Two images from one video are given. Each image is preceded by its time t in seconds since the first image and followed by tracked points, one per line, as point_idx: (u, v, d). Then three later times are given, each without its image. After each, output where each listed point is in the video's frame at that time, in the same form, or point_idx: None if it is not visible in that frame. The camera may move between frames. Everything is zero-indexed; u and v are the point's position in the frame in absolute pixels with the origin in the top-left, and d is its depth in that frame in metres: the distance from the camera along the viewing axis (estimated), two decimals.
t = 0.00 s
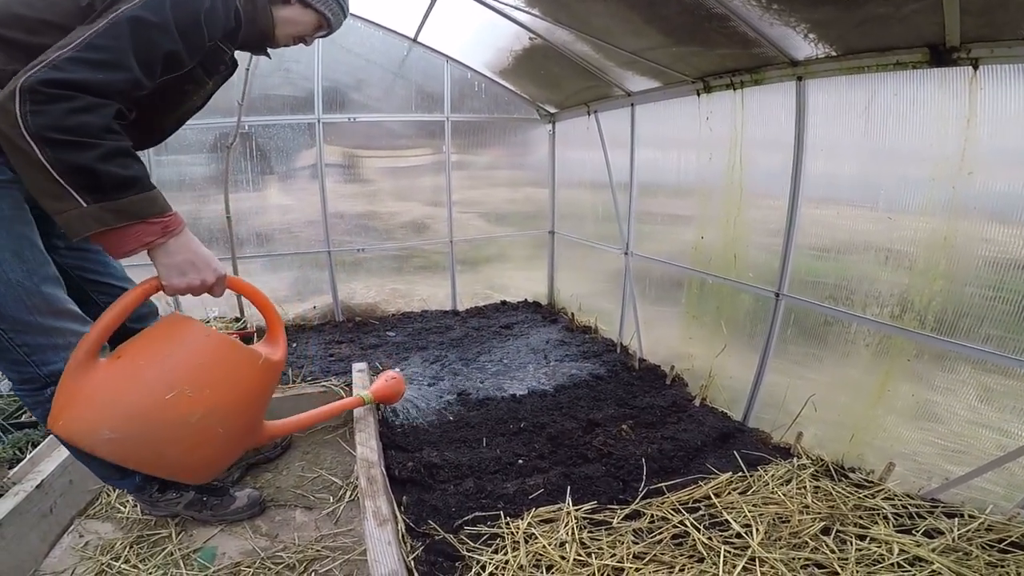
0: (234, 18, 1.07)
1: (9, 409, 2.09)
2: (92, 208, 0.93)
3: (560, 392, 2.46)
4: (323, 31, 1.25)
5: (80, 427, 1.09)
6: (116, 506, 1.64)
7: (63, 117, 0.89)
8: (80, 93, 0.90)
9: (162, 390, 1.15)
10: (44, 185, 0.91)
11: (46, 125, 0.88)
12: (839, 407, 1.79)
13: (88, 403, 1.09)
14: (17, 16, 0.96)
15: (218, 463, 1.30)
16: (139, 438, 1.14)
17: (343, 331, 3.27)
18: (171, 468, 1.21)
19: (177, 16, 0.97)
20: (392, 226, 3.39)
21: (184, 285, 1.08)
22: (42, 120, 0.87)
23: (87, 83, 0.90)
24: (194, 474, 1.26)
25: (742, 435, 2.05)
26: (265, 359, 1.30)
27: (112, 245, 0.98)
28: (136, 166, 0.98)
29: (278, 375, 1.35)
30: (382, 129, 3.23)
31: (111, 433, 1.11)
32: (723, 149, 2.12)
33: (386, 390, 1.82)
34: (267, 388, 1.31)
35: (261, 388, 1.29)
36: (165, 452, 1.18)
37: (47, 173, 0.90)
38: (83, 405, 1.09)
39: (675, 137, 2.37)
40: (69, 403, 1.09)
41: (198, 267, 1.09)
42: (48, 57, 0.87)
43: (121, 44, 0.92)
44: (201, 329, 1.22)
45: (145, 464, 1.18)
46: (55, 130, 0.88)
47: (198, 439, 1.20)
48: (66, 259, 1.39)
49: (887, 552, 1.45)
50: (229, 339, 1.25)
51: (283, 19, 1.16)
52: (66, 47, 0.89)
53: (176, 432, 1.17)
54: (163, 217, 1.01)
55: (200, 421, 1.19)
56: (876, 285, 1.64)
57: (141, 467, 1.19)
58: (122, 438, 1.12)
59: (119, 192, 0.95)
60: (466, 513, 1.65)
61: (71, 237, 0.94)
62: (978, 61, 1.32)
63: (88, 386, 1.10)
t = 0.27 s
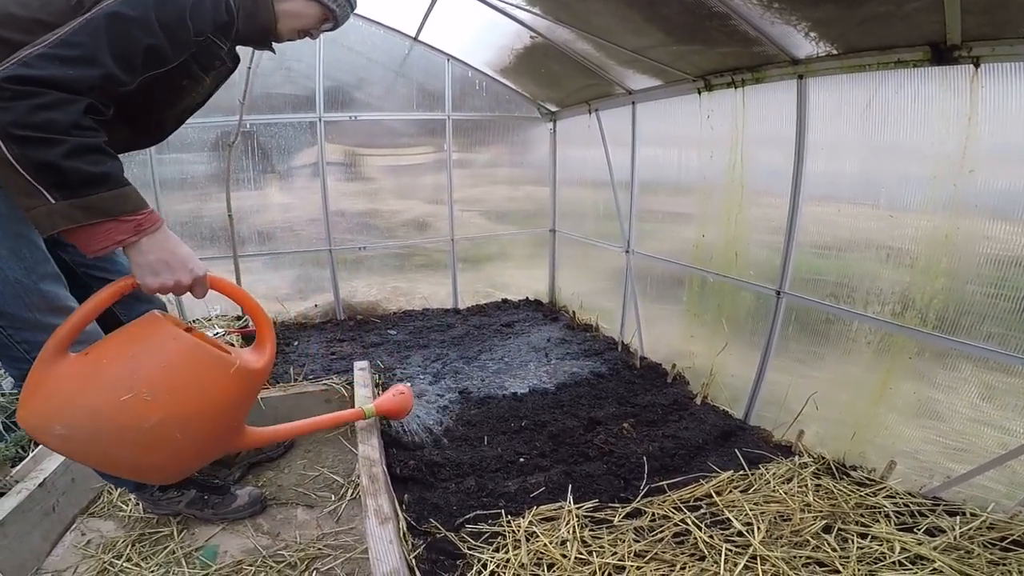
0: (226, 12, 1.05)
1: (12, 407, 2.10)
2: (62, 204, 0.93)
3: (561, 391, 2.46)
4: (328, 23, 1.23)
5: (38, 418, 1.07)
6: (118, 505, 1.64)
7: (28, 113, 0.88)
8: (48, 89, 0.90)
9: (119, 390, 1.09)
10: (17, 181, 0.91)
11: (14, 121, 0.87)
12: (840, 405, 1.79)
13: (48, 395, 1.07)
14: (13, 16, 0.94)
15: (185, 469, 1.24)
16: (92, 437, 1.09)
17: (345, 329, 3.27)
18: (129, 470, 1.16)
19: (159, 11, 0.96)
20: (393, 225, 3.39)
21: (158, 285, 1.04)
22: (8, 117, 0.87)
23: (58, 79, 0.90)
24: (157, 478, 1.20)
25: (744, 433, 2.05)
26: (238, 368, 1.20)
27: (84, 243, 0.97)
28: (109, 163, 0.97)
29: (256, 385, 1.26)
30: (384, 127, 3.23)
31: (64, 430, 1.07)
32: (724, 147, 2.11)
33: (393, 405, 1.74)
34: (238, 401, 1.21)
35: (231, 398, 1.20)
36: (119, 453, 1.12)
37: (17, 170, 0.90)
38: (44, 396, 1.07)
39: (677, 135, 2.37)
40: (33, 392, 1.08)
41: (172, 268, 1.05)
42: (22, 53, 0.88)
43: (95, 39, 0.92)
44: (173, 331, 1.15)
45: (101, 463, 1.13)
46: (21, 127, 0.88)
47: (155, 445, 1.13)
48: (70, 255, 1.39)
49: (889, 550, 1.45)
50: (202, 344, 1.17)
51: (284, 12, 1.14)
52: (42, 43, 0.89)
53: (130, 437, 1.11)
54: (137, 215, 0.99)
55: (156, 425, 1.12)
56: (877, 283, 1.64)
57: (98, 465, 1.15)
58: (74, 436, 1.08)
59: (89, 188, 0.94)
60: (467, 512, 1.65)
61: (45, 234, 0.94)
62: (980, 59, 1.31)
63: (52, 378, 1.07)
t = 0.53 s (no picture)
0: (222, 8, 1.06)
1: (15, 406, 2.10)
2: (50, 205, 0.93)
3: (562, 389, 2.46)
4: (334, 19, 1.23)
5: (28, 417, 1.08)
6: (120, 503, 1.65)
7: (13, 116, 0.88)
8: (35, 91, 0.90)
9: (106, 391, 1.09)
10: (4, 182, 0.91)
11: None
12: (842, 403, 1.79)
13: (38, 394, 1.08)
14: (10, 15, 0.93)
15: (175, 469, 1.24)
16: (80, 437, 1.10)
17: (346, 327, 3.27)
18: (119, 469, 1.17)
19: (148, 10, 0.96)
20: (394, 223, 3.39)
21: (146, 286, 1.04)
22: None
23: (46, 81, 0.90)
24: (147, 477, 1.21)
25: (745, 432, 2.05)
26: (227, 369, 1.19)
27: (74, 242, 0.97)
28: (97, 164, 0.97)
29: (247, 386, 1.24)
30: (385, 126, 3.23)
31: (53, 429, 1.08)
32: (725, 145, 2.11)
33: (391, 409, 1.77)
34: (225, 403, 1.19)
35: (219, 400, 1.18)
36: (107, 453, 1.13)
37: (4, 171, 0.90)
38: (34, 395, 1.08)
39: (678, 134, 2.36)
40: (24, 391, 1.09)
41: (160, 269, 1.05)
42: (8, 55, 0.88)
43: (84, 39, 0.92)
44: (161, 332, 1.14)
45: (90, 462, 1.14)
46: (7, 129, 0.88)
47: (141, 446, 1.13)
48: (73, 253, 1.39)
49: (890, 549, 1.45)
50: (190, 346, 1.15)
51: (287, 7, 1.14)
52: (30, 45, 0.89)
53: (117, 437, 1.11)
54: (125, 217, 0.99)
55: (142, 427, 1.12)
56: (879, 281, 1.63)
57: (88, 464, 1.15)
58: (62, 435, 1.08)
59: (77, 190, 0.94)
60: (468, 510, 1.65)
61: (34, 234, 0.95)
62: (982, 58, 1.31)
63: (42, 378, 1.08)
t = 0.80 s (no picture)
0: (220, 6, 1.06)
1: (17, 405, 2.11)
2: (61, 208, 0.93)
3: (563, 388, 2.46)
4: (336, 17, 1.22)
5: (43, 414, 1.08)
6: (121, 502, 1.65)
7: (22, 121, 0.88)
8: (40, 96, 0.90)
9: (119, 388, 1.10)
10: (14, 187, 0.92)
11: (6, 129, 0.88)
12: (843, 403, 1.79)
13: (51, 391, 1.08)
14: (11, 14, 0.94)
15: (185, 464, 1.25)
16: (93, 434, 1.11)
17: (348, 327, 3.27)
18: (132, 465, 1.18)
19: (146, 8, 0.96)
20: (395, 222, 3.39)
21: (157, 285, 1.05)
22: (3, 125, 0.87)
23: (50, 84, 0.90)
24: (158, 471, 1.22)
25: (746, 431, 2.04)
26: (237, 367, 1.20)
27: (87, 244, 0.99)
28: (105, 167, 0.97)
29: (257, 384, 1.25)
30: (386, 125, 3.23)
31: (67, 426, 1.09)
32: (727, 144, 2.11)
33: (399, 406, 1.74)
34: (236, 400, 1.21)
35: (229, 397, 1.19)
36: (120, 449, 1.14)
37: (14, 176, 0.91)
38: (48, 393, 1.08)
39: (679, 132, 2.36)
40: (39, 388, 1.09)
41: (172, 268, 1.06)
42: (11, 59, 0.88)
43: (84, 41, 0.91)
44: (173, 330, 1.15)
45: (103, 457, 1.15)
46: (15, 134, 0.88)
47: (154, 442, 1.15)
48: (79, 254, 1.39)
49: (891, 549, 1.45)
50: (200, 344, 1.16)
51: (290, 6, 1.14)
52: (31, 48, 0.89)
53: (130, 433, 1.12)
54: (135, 218, 1.01)
55: (155, 424, 1.13)
56: (881, 280, 1.63)
57: (101, 459, 1.17)
58: (76, 431, 1.09)
59: (86, 192, 0.95)
60: (469, 509, 1.65)
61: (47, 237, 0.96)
62: (983, 57, 1.31)
63: (55, 375, 1.08)
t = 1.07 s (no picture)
0: (226, 7, 1.05)
1: (18, 405, 2.11)
2: (79, 211, 0.94)
3: (564, 387, 2.46)
4: (342, 18, 1.21)
5: (65, 408, 1.11)
6: (123, 502, 1.65)
7: (39, 125, 0.90)
8: (55, 100, 0.91)
9: (135, 386, 1.11)
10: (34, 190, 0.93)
11: (24, 134, 0.89)
12: (844, 402, 1.79)
13: (72, 387, 1.10)
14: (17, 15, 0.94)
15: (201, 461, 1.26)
16: (111, 430, 1.12)
17: (348, 326, 3.27)
18: (149, 460, 1.20)
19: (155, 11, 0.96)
20: (396, 222, 3.39)
21: (173, 286, 1.05)
22: (20, 129, 0.89)
23: (63, 88, 0.91)
24: (175, 467, 1.24)
25: (747, 430, 2.04)
26: (250, 367, 1.20)
27: (105, 245, 0.99)
28: (121, 170, 0.97)
29: (270, 384, 1.25)
30: (387, 124, 3.23)
31: (86, 421, 1.11)
32: (727, 143, 2.11)
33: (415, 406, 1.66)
34: (249, 400, 1.20)
35: (243, 398, 1.19)
36: (136, 446, 1.15)
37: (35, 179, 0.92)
38: (69, 388, 1.10)
39: (680, 131, 2.36)
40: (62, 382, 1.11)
41: (187, 269, 1.06)
42: (27, 64, 0.89)
43: (95, 44, 0.92)
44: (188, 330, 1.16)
45: (122, 452, 1.17)
46: (32, 138, 0.90)
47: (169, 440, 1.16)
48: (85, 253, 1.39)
49: (893, 548, 1.45)
50: (214, 344, 1.17)
51: (295, 7, 1.14)
52: (45, 52, 0.90)
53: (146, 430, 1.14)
54: (152, 219, 1.00)
55: (170, 422, 1.14)
56: (881, 279, 1.63)
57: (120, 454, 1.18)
58: (95, 427, 1.11)
59: (105, 195, 0.95)
60: (470, 509, 1.66)
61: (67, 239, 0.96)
62: (985, 56, 1.31)
63: (76, 371, 1.10)
